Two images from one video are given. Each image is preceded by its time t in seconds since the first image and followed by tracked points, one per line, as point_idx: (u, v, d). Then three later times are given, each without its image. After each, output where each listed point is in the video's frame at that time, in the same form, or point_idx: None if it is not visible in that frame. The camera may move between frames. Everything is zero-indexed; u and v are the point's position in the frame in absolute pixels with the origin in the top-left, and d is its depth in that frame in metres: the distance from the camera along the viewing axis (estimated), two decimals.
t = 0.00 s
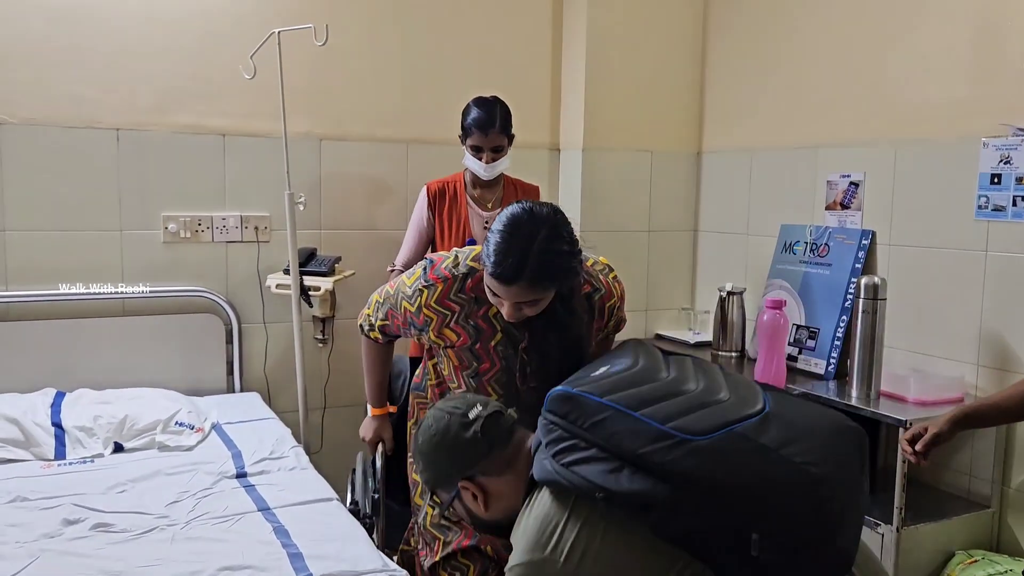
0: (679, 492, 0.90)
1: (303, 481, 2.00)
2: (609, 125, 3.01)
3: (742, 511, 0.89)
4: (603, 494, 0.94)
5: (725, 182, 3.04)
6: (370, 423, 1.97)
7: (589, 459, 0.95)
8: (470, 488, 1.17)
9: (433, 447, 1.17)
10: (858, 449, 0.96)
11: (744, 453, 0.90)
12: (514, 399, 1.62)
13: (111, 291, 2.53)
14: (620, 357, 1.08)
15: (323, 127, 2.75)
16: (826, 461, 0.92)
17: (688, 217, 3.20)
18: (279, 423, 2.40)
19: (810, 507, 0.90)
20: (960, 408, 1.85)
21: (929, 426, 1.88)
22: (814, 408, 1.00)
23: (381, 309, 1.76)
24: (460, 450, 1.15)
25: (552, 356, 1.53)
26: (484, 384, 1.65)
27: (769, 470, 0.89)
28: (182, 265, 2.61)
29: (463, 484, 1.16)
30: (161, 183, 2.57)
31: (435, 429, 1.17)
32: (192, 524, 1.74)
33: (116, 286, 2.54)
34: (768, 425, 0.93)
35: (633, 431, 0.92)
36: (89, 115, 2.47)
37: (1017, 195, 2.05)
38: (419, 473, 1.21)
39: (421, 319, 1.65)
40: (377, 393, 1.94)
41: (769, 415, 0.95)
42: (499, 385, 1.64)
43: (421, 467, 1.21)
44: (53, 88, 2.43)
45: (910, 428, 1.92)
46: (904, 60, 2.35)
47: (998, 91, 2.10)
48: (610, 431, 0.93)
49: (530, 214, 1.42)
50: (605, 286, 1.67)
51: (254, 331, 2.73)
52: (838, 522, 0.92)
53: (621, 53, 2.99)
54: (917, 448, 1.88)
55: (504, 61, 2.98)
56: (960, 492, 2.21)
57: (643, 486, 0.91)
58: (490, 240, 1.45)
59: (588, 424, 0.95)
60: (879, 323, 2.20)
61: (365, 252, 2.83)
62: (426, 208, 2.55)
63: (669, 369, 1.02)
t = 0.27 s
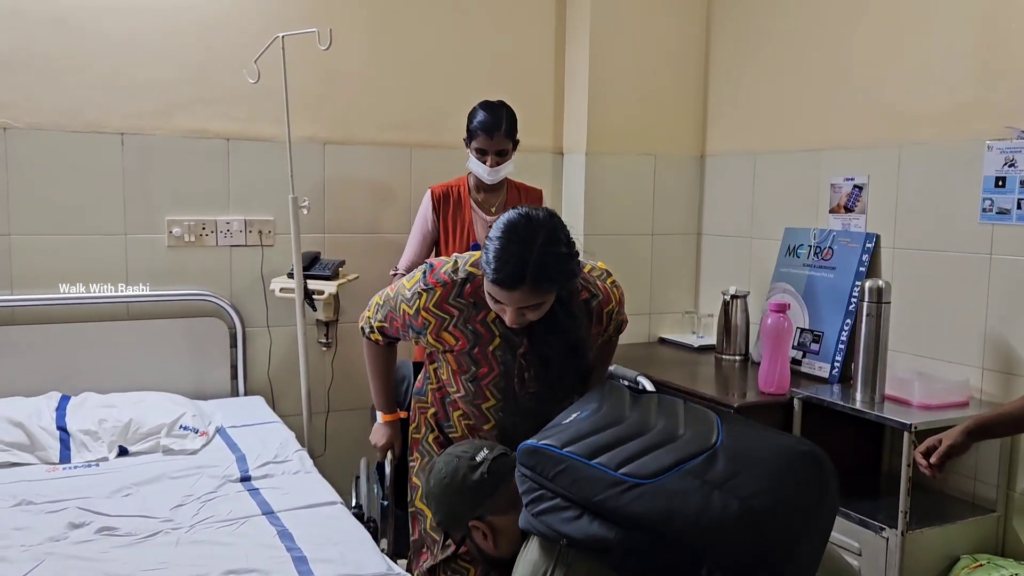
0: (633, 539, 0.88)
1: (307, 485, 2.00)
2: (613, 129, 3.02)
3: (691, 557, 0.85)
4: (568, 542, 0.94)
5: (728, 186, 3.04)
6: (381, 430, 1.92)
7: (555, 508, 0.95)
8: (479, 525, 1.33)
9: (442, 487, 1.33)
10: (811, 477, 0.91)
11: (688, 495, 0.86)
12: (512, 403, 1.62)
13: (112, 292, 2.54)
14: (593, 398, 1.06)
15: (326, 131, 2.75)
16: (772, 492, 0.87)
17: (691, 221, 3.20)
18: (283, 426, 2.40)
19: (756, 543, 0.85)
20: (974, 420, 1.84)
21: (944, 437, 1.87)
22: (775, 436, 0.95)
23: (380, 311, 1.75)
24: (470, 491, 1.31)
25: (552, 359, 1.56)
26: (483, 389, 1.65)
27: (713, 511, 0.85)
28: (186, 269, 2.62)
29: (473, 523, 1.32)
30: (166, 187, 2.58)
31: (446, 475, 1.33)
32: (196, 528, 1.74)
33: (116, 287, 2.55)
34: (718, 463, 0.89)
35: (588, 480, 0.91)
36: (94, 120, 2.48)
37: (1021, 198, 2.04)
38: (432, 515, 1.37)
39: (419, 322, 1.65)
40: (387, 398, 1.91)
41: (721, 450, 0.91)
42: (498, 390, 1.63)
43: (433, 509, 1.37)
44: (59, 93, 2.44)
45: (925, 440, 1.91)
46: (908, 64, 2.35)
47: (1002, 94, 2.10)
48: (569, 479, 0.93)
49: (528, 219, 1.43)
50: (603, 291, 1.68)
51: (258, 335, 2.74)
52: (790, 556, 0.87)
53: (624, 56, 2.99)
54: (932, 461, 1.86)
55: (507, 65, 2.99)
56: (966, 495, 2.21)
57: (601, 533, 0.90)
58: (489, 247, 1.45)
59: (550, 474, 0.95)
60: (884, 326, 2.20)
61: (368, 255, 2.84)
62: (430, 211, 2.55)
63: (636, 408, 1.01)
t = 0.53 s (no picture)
0: (625, 550, 0.90)
1: (309, 487, 2.00)
2: (615, 131, 3.02)
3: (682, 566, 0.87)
4: (562, 554, 0.96)
5: (730, 189, 3.05)
6: (385, 434, 1.91)
7: (551, 519, 0.98)
8: (483, 530, 1.36)
9: (447, 494, 1.36)
10: (795, 485, 0.94)
11: (680, 507, 0.89)
12: (506, 408, 1.62)
13: (111, 292, 2.54)
14: (586, 413, 1.10)
15: (329, 135, 2.76)
16: (759, 503, 0.90)
17: (693, 224, 3.20)
18: (285, 429, 2.40)
19: (742, 552, 0.88)
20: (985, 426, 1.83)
21: (955, 444, 1.87)
22: (764, 447, 0.99)
23: (378, 314, 1.77)
24: (474, 495, 1.34)
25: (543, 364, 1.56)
26: (476, 392, 1.64)
27: (703, 522, 0.88)
28: (189, 271, 2.62)
29: (477, 525, 1.35)
30: (169, 190, 2.58)
31: (452, 480, 1.37)
32: (199, 530, 1.74)
33: (116, 288, 2.55)
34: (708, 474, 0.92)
35: (584, 492, 0.94)
36: (97, 123, 2.49)
37: None
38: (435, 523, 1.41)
39: (415, 323, 1.66)
40: (391, 402, 1.91)
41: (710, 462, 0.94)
42: (491, 393, 1.63)
43: (436, 517, 1.40)
44: (62, 96, 2.45)
45: (937, 448, 1.91)
46: (910, 67, 2.36)
47: (1004, 97, 2.10)
48: (565, 491, 0.96)
49: (518, 228, 1.45)
50: (597, 297, 1.69)
51: (260, 337, 2.74)
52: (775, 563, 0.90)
53: (627, 60, 3.00)
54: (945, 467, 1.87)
55: (510, 69, 2.99)
56: (969, 499, 2.21)
57: (595, 543, 0.92)
58: (480, 257, 1.46)
59: (547, 486, 0.98)
60: (886, 329, 2.20)
61: (370, 258, 2.84)
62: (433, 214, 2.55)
63: (629, 423, 1.05)
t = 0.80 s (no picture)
0: (620, 529, 1.01)
1: (312, 488, 2.00)
2: (617, 133, 3.02)
3: (675, 542, 0.97)
4: (561, 537, 1.06)
5: (734, 191, 3.04)
6: (388, 436, 1.91)
7: (549, 505, 1.08)
8: (484, 523, 1.40)
9: (448, 488, 1.41)
10: (783, 463, 1.04)
11: (670, 486, 0.99)
12: (508, 413, 1.62)
13: (111, 292, 2.54)
14: (581, 407, 1.21)
15: (332, 136, 2.76)
16: (748, 481, 0.99)
17: (696, 226, 3.20)
18: (288, 430, 2.40)
19: (736, 527, 0.97)
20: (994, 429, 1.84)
21: (963, 447, 1.86)
22: (748, 430, 1.09)
23: (379, 316, 1.77)
24: (475, 489, 1.39)
25: (543, 371, 1.55)
26: (478, 396, 1.64)
27: (694, 500, 0.97)
28: (192, 272, 2.63)
29: (478, 518, 1.39)
30: (172, 191, 2.59)
31: (453, 474, 1.41)
32: (202, 531, 1.74)
33: (116, 288, 2.55)
34: (695, 456, 1.03)
35: (578, 479, 1.05)
36: (101, 124, 2.49)
37: None
38: (437, 519, 1.45)
39: (418, 326, 1.66)
40: (395, 402, 1.91)
41: (696, 446, 1.04)
42: (493, 397, 1.63)
43: (437, 513, 1.45)
44: (66, 97, 2.45)
45: (945, 451, 1.90)
46: (913, 69, 2.36)
47: (1007, 99, 2.10)
48: (560, 479, 1.07)
49: (519, 237, 1.46)
50: (597, 299, 1.68)
51: (263, 338, 2.74)
52: (768, 538, 0.99)
53: (630, 61, 3.00)
54: (953, 472, 1.86)
55: (512, 70, 2.99)
56: (972, 501, 2.20)
57: (592, 524, 1.03)
58: (483, 265, 1.47)
59: (543, 475, 1.09)
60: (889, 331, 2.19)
61: (373, 259, 2.84)
62: (437, 214, 2.55)
63: (619, 415, 1.16)
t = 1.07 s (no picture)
0: (619, 481, 1.11)
1: (313, 486, 2.01)
2: (619, 132, 3.02)
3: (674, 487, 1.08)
4: (561, 496, 1.15)
5: (735, 190, 3.04)
6: (390, 435, 1.92)
7: (548, 468, 1.17)
8: (483, 508, 1.42)
9: (445, 476, 1.41)
10: (768, 410, 1.16)
11: (663, 436, 1.10)
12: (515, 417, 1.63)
13: (112, 292, 2.54)
14: (571, 377, 1.31)
15: (334, 134, 2.76)
16: (738, 426, 1.11)
17: (697, 226, 3.20)
18: (289, 428, 2.40)
19: (730, 467, 1.08)
20: (999, 432, 1.84)
21: (968, 449, 1.85)
22: (727, 382, 1.20)
23: (383, 317, 1.76)
24: (472, 475, 1.40)
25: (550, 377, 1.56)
26: (484, 401, 1.64)
27: (689, 446, 1.08)
28: (194, 270, 2.63)
29: (478, 503, 1.41)
30: (173, 189, 2.59)
31: (450, 461, 1.42)
32: (203, 528, 1.74)
33: (116, 287, 2.55)
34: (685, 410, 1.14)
35: (574, 440, 1.14)
36: (103, 122, 2.49)
37: None
38: (434, 507, 1.46)
39: (426, 330, 1.67)
40: (396, 402, 1.91)
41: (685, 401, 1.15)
42: (499, 402, 1.63)
43: (434, 501, 1.46)
44: (68, 95, 2.45)
45: (950, 453, 1.90)
46: (915, 69, 2.36)
47: (1009, 99, 2.10)
48: (556, 442, 1.16)
49: (527, 244, 1.47)
50: (599, 304, 1.68)
51: (264, 336, 2.74)
52: (760, 477, 1.10)
53: (632, 60, 3.00)
54: (958, 474, 1.85)
55: (514, 69, 2.99)
56: (973, 501, 2.20)
57: (591, 480, 1.12)
58: (491, 273, 1.47)
59: (539, 441, 1.18)
60: (891, 331, 2.19)
61: (374, 258, 2.84)
62: (439, 212, 2.55)
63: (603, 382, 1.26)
